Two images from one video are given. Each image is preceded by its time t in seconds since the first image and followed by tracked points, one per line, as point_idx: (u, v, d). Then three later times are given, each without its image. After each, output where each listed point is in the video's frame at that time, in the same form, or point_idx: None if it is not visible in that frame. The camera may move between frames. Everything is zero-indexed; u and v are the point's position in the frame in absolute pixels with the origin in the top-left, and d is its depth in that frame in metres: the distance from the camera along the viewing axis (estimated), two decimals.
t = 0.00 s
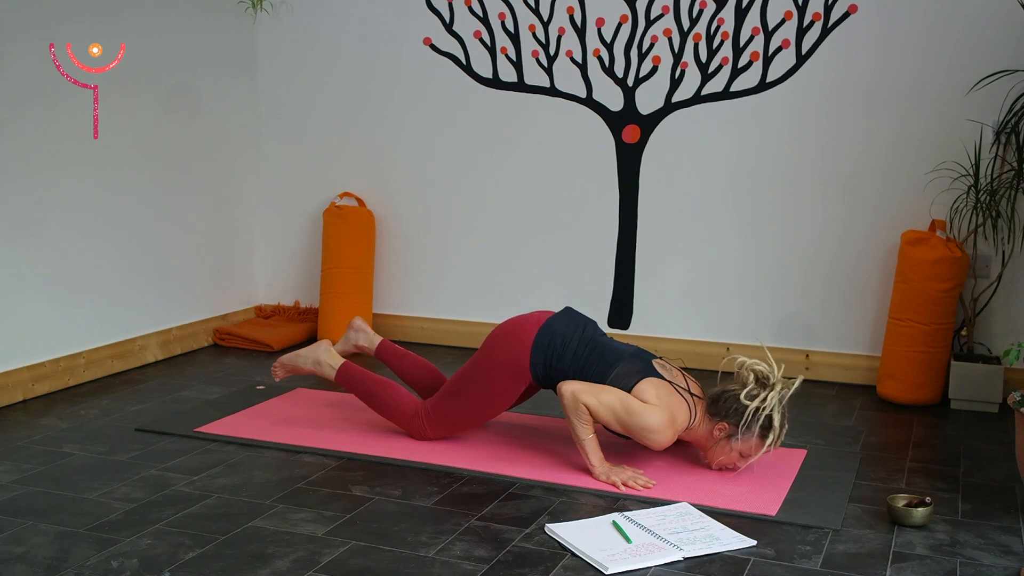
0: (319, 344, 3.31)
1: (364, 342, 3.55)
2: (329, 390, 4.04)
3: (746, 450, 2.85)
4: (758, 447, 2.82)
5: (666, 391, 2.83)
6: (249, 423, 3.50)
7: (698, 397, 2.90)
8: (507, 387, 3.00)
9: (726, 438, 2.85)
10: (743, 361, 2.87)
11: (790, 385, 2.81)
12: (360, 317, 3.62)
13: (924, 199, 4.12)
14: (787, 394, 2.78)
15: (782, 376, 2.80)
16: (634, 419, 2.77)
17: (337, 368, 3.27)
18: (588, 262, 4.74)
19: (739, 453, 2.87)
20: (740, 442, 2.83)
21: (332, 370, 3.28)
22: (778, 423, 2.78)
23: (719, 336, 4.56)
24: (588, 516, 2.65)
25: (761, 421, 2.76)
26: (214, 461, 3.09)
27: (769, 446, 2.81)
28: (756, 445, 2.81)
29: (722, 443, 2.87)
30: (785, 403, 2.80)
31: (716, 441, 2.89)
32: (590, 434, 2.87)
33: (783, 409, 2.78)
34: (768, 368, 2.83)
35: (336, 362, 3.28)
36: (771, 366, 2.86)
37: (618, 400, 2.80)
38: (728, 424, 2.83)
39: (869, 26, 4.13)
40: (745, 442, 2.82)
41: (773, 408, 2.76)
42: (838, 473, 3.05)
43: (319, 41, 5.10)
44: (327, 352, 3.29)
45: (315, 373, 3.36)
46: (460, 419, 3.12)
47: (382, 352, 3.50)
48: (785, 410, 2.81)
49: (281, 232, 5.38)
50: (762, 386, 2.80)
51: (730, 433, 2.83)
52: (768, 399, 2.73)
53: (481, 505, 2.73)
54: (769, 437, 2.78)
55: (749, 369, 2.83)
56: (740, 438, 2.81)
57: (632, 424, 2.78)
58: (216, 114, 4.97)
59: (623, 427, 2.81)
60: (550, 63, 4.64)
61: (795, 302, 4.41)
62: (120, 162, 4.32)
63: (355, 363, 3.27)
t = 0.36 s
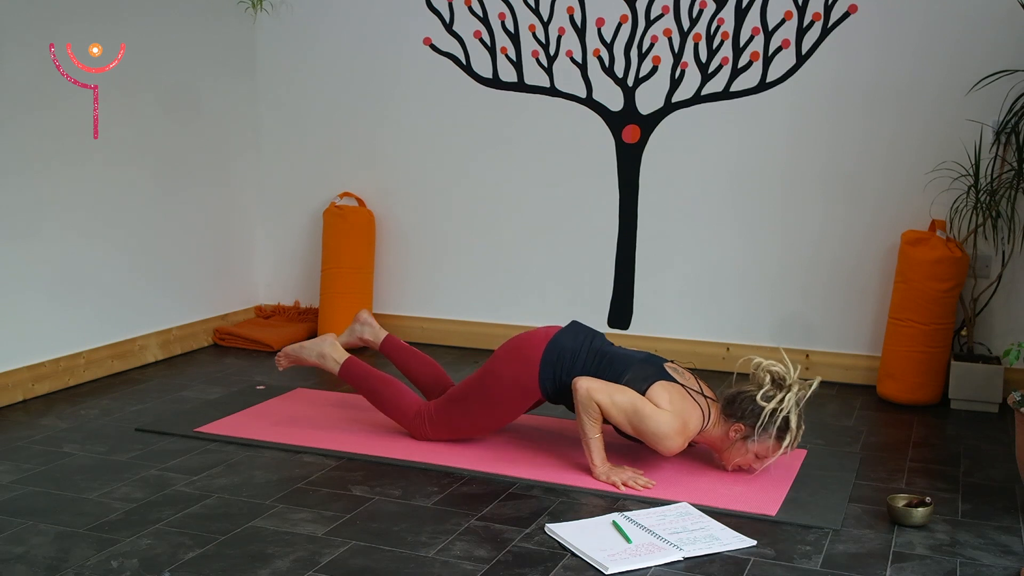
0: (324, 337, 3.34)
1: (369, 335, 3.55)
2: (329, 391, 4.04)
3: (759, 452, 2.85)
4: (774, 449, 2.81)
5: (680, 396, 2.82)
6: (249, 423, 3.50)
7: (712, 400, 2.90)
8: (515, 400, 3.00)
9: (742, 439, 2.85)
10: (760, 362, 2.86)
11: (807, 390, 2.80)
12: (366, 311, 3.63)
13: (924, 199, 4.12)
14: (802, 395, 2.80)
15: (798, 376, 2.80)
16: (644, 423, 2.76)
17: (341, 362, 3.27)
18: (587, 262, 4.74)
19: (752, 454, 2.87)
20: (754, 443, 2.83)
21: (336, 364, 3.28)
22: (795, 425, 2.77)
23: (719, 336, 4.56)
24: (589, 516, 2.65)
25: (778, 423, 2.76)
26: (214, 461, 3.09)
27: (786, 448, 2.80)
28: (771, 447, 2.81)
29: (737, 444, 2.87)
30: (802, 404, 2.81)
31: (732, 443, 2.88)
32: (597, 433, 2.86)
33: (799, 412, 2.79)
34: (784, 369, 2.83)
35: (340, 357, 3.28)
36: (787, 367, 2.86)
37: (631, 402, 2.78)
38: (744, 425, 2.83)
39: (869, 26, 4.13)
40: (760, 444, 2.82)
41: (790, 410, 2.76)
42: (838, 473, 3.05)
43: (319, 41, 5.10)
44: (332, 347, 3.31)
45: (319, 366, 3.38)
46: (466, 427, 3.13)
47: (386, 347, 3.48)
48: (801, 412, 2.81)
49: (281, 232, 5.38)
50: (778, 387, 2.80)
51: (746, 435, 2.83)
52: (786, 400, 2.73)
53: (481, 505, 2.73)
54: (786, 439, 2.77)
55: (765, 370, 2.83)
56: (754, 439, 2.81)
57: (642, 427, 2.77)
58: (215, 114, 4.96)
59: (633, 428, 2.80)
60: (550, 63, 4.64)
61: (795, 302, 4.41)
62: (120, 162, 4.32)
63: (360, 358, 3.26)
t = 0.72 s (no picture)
0: (330, 332, 3.33)
1: (376, 329, 3.54)
2: (329, 391, 4.04)
3: (774, 450, 2.82)
4: (790, 446, 2.78)
5: (692, 400, 2.81)
6: (249, 423, 3.50)
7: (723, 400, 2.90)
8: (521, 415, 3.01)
9: (756, 438, 2.82)
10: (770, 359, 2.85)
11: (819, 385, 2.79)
12: (374, 303, 3.61)
13: (924, 199, 4.12)
14: (814, 391, 2.79)
15: (810, 372, 2.79)
16: (657, 424, 2.75)
17: (345, 358, 3.28)
18: (587, 262, 4.74)
19: (768, 453, 2.84)
20: (769, 441, 2.80)
21: (341, 359, 3.29)
22: (810, 421, 2.76)
23: (718, 336, 4.56)
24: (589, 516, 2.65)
25: (792, 419, 2.74)
26: (214, 461, 3.09)
27: (802, 444, 2.78)
28: (787, 444, 2.78)
29: (752, 443, 2.85)
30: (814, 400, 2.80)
31: (746, 442, 2.86)
32: (603, 433, 2.85)
33: (813, 408, 2.77)
34: (795, 366, 2.83)
35: (345, 353, 3.30)
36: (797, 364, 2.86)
37: (644, 403, 2.76)
38: (758, 424, 2.80)
39: (869, 26, 4.13)
40: (776, 441, 2.79)
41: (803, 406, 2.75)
42: (839, 473, 3.05)
43: (319, 41, 5.10)
44: (337, 341, 3.32)
45: (323, 359, 3.38)
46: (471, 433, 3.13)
47: (393, 342, 3.48)
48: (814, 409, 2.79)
49: (280, 232, 5.38)
50: (790, 384, 2.80)
51: (761, 433, 2.81)
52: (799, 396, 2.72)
53: (481, 505, 2.73)
54: (802, 435, 2.75)
55: (776, 367, 2.82)
56: (769, 437, 2.79)
57: (654, 429, 2.76)
58: (215, 114, 4.96)
59: (644, 430, 2.79)
60: (550, 63, 4.64)
61: (795, 302, 4.41)
62: (120, 161, 4.32)
63: (365, 355, 3.26)
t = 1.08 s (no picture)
0: (335, 328, 3.35)
1: (382, 325, 3.52)
2: (329, 391, 4.04)
3: (786, 440, 2.80)
4: (801, 432, 2.76)
5: (699, 399, 2.81)
6: (249, 423, 3.50)
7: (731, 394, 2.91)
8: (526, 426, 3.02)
9: (767, 427, 2.81)
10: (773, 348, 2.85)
11: (825, 371, 2.78)
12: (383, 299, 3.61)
13: (924, 199, 4.12)
14: (821, 375, 2.77)
15: (816, 358, 2.79)
16: (668, 423, 2.74)
17: (349, 354, 3.27)
18: (587, 262, 4.74)
19: (781, 443, 2.82)
20: (780, 429, 2.79)
21: (345, 355, 3.29)
22: (819, 406, 2.74)
23: (718, 336, 4.56)
24: (589, 516, 2.65)
25: (801, 405, 2.72)
26: (214, 461, 3.09)
27: (813, 430, 2.75)
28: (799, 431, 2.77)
29: (763, 433, 2.83)
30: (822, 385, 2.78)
31: (758, 432, 2.85)
32: (606, 434, 2.85)
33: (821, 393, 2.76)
34: (801, 352, 2.83)
35: (349, 349, 3.29)
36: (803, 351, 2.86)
37: (654, 402, 2.75)
38: (768, 413, 2.79)
39: (869, 26, 4.13)
40: (787, 429, 2.77)
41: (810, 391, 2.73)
42: (839, 473, 3.05)
43: (319, 41, 5.10)
44: (342, 337, 3.32)
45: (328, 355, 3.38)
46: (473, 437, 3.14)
47: (398, 338, 3.45)
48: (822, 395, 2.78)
49: (280, 232, 5.38)
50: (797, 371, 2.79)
51: (771, 421, 2.80)
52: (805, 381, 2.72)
53: (481, 505, 2.73)
54: (811, 421, 2.72)
55: (783, 355, 2.83)
56: (780, 425, 2.77)
57: (664, 427, 2.75)
58: (215, 114, 4.96)
59: (654, 429, 2.78)
60: (550, 63, 4.64)
61: (795, 302, 4.41)
62: (120, 161, 4.32)
63: (369, 352, 3.25)
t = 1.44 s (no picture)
0: (336, 326, 3.34)
1: (385, 324, 3.53)
2: (330, 391, 4.04)
3: (790, 422, 2.78)
4: (805, 410, 2.75)
5: (701, 391, 2.81)
6: (249, 423, 3.50)
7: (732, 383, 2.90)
8: (527, 432, 3.03)
9: (771, 410, 2.79)
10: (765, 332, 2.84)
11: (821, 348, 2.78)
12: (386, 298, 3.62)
13: (924, 199, 4.12)
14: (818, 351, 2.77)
15: (810, 334, 2.78)
16: (672, 417, 2.73)
17: (350, 353, 3.27)
18: (587, 262, 4.75)
19: (786, 425, 2.79)
20: (783, 410, 2.77)
21: (346, 354, 3.28)
22: (819, 381, 2.73)
23: (718, 336, 4.56)
24: (589, 516, 2.65)
25: (801, 381, 2.72)
26: (214, 461, 3.09)
27: (816, 406, 2.74)
28: (802, 410, 2.75)
29: (768, 416, 2.81)
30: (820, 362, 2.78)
31: (762, 416, 2.82)
32: (606, 434, 2.85)
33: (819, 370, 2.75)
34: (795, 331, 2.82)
35: (351, 348, 3.28)
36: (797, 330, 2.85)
37: (656, 398, 2.75)
38: (770, 395, 2.78)
39: (869, 26, 4.13)
40: (790, 409, 2.76)
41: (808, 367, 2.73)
42: (839, 473, 3.05)
43: (319, 41, 5.10)
44: (344, 336, 3.31)
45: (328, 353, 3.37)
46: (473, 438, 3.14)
47: (402, 337, 3.46)
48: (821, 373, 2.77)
49: (280, 232, 5.38)
50: (793, 349, 2.78)
51: (773, 403, 2.78)
52: (802, 357, 2.72)
53: (481, 505, 2.73)
54: (813, 396, 2.72)
55: (776, 336, 2.82)
56: (782, 407, 2.75)
57: (668, 421, 2.75)
58: (215, 114, 4.96)
59: (660, 425, 2.78)
60: (550, 63, 4.64)
61: (795, 302, 4.41)
62: (120, 161, 4.32)
63: (371, 352, 3.25)
